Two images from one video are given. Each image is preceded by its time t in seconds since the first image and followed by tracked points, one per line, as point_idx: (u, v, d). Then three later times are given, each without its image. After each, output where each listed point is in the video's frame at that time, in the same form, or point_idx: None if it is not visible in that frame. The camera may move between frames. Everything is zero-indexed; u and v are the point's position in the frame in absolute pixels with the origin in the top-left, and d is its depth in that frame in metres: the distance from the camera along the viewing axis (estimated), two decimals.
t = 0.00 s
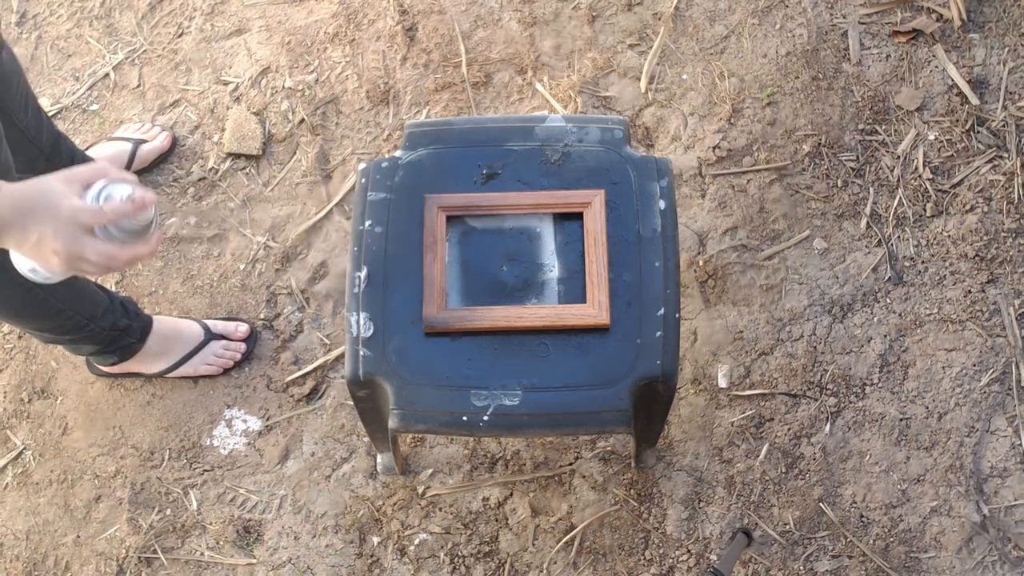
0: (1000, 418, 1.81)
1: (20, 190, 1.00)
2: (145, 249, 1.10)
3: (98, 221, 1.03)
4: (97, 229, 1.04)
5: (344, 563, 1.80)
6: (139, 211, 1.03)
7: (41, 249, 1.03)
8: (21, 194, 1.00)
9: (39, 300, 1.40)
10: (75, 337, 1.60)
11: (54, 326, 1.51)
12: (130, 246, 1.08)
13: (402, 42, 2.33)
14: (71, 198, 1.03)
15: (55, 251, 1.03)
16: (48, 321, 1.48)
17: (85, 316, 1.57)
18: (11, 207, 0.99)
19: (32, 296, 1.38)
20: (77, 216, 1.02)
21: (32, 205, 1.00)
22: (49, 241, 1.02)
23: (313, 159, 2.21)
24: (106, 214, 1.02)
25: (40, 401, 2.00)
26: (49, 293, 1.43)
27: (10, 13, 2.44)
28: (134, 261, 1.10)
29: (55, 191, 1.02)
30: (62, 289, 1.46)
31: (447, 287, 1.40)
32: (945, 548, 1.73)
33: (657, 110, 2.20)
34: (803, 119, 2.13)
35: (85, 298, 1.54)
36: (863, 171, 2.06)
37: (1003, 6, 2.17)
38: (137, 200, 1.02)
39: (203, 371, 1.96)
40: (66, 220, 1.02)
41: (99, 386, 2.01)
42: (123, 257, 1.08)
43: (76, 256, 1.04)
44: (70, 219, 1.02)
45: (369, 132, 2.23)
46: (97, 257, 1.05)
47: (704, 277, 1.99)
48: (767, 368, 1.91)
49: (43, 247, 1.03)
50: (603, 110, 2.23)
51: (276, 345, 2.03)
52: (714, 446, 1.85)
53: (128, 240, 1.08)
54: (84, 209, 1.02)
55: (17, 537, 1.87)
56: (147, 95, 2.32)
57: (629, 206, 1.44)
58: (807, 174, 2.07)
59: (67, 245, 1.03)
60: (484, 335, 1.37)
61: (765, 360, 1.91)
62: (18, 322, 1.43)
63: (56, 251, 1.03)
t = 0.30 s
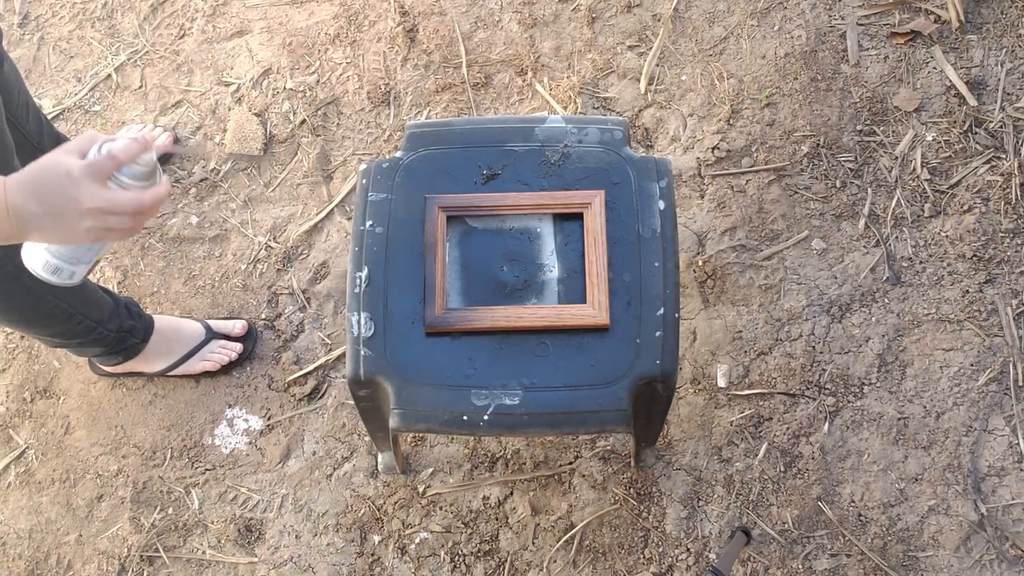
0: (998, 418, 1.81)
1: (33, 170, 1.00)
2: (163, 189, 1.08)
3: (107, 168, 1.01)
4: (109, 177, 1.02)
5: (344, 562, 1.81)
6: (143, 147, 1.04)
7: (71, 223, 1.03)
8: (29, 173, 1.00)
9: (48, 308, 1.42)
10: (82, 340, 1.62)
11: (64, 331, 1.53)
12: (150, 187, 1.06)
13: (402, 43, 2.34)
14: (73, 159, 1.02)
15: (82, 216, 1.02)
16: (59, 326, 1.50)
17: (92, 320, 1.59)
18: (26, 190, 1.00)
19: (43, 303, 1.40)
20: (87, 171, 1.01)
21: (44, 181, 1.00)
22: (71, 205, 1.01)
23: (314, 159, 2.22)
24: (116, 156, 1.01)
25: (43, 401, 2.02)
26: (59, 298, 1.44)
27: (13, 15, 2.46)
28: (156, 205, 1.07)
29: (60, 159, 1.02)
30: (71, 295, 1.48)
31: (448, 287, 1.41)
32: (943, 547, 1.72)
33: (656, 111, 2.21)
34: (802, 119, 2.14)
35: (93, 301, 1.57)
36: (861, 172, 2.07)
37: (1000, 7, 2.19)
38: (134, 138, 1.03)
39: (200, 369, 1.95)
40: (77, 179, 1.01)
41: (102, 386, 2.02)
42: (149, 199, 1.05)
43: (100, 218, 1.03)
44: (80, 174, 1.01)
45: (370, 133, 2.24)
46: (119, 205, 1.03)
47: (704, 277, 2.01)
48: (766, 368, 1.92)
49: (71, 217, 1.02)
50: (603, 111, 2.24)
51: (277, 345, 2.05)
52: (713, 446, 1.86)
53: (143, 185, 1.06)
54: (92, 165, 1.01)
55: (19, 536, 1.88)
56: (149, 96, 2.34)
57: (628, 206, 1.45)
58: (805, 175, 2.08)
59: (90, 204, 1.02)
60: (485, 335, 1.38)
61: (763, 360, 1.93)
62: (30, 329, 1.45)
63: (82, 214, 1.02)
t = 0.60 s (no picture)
0: (998, 418, 1.81)
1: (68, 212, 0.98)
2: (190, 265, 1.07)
3: (142, 246, 0.99)
4: (142, 249, 1.00)
5: (344, 562, 1.81)
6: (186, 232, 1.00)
7: (92, 270, 1.02)
8: (68, 215, 0.98)
9: (57, 316, 1.44)
10: (86, 345, 1.62)
11: (67, 338, 1.54)
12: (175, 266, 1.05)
13: (402, 43, 2.34)
14: (117, 220, 1.00)
15: (104, 270, 1.01)
16: (63, 333, 1.50)
17: (94, 324, 1.59)
18: (59, 229, 0.97)
19: (52, 313, 1.42)
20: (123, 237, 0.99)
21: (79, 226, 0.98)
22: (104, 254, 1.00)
23: (314, 159, 2.22)
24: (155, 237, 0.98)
25: (43, 401, 2.02)
26: (66, 308, 1.46)
27: (13, 15, 2.46)
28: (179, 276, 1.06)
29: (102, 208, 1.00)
30: (78, 305, 1.50)
31: (448, 287, 1.41)
32: (943, 547, 1.72)
33: (656, 111, 2.21)
34: (802, 119, 2.14)
35: (94, 306, 1.57)
36: (861, 172, 2.07)
37: (1001, 7, 2.19)
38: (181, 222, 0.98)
39: (204, 371, 1.97)
40: (113, 241, 0.99)
41: (102, 386, 2.02)
42: (171, 277, 1.05)
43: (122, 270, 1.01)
44: (116, 242, 1.00)
45: (370, 133, 2.24)
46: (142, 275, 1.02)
47: (704, 277, 2.01)
48: (766, 368, 1.92)
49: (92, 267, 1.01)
50: (603, 111, 2.24)
51: (277, 345, 2.05)
52: (713, 446, 1.86)
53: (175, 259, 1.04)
54: (130, 232, 0.99)
55: (19, 536, 1.88)
56: (149, 95, 2.34)
57: (628, 206, 1.45)
58: (805, 175, 2.08)
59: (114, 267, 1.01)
60: (485, 335, 1.38)
61: (764, 360, 1.93)
62: (36, 336, 1.46)
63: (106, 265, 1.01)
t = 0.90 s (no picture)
0: (998, 418, 1.81)
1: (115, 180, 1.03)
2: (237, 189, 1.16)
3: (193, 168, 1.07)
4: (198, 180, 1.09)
5: (344, 562, 1.80)
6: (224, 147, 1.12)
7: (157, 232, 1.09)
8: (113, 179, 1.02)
9: (62, 328, 1.46)
10: (91, 350, 1.64)
11: (73, 345, 1.55)
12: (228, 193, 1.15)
13: (402, 43, 2.34)
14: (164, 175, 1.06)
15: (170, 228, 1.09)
16: (69, 340, 1.51)
17: (99, 331, 1.60)
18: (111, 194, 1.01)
19: (57, 326, 1.44)
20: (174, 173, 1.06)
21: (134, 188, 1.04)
22: (160, 214, 1.06)
23: (314, 160, 2.22)
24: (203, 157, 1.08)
25: (43, 401, 2.02)
26: (74, 319, 1.48)
27: (13, 15, 2.46)
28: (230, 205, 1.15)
29: (141, 163, 1.06)
30: (81, 314, 1.50)
31: (448, 287, 1.41)
32: (943, 547, 1.72)
33: (656, 111, 2.21)
34: (802, 119, 2.14)
35: (98, 312, 1.57)
36: (861, 172, 2.07)
37: (1000, 7, 2.19)
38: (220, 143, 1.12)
39: (204, 372, 1.97)
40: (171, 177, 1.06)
41: (102, 386, 2.02)
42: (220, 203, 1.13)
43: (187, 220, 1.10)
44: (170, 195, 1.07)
45: (370, 133, 2.24)
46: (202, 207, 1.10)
47: (704, 277, 2.01)
48: (766, 368, 1.92)
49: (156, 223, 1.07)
50: (603, 110, 2.24)
51: (277, 345, 2.05)
52: (713, 446, 1.86)
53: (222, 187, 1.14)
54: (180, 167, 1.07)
55: (19, 536, 1.88)
56: (149, 96, 2.34)
57: (628, 206, 1.45)
58: (805, 175, 2.08)
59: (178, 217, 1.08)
60: (485, 335, 1.38)
61: (764, 360, 1.93)
62: (43, 345, 1.48)
63: (169, 219, 1.07)
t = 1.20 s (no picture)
0: (998, 418, 1.81)
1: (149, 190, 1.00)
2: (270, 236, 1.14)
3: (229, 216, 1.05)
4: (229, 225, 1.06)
5: (344, 562, 1.80)
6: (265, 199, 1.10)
7: (177, 253, 1.04)
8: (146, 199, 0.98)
9: (67, 332, 1.46)
10: (94, 353, 1.64)
11: (77, 349, 1.56)
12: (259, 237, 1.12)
13: (402, 43, 2.34)
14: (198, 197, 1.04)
15: (191, 252, 1.05)
16: (71, 345, 1.52)
17: (101, 335, 1.60)
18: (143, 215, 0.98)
19: (62, 331, 1.44)
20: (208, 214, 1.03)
21: (167, 206, 1.00)
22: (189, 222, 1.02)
23: (314, 160, 2.22)
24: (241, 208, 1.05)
25: (43, 401, 2.02)
26: (78, 323, 1.48)
27: (13, 15, 2.46)
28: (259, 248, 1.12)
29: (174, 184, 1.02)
30: (84, 319, 1.50)
31: (448, 287, 1.41)
32: (943, 547, 1.72)
33: (656, 111, 2.21)
34: (802, 119, 2.14)
35: (100, 317, 1.57)
36: (861, 172, 2.07)
37: (1001, 7, 2.19)
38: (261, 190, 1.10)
39: (204, 372, 1.97)
40: (201, 220, 1.03)
41: (102, 386, 2.02)
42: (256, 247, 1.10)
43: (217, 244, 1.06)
44: (202, 217, 1.03)
45: (370, 133, 2.24)
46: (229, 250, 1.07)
47: (704, 277, 2.02)
48: (766, 368, 1.92)
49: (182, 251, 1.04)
50: (603, 110, 2.24)
51: (277, 345, 2.05)
52: (713, 446, 1.86)
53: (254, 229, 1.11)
54: (215, 209, 1.04)
55: (19, 536, 1.88)
56: (149, 96, 2.34)
57: (628, 206, 1.45)
58: (805, 175, 2.08)
59: (201, 245, 1.05)
60: (485, 335, 1.38)
61: (764, 360, 1.93)
62: (45, 350, 1.48)
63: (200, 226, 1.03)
